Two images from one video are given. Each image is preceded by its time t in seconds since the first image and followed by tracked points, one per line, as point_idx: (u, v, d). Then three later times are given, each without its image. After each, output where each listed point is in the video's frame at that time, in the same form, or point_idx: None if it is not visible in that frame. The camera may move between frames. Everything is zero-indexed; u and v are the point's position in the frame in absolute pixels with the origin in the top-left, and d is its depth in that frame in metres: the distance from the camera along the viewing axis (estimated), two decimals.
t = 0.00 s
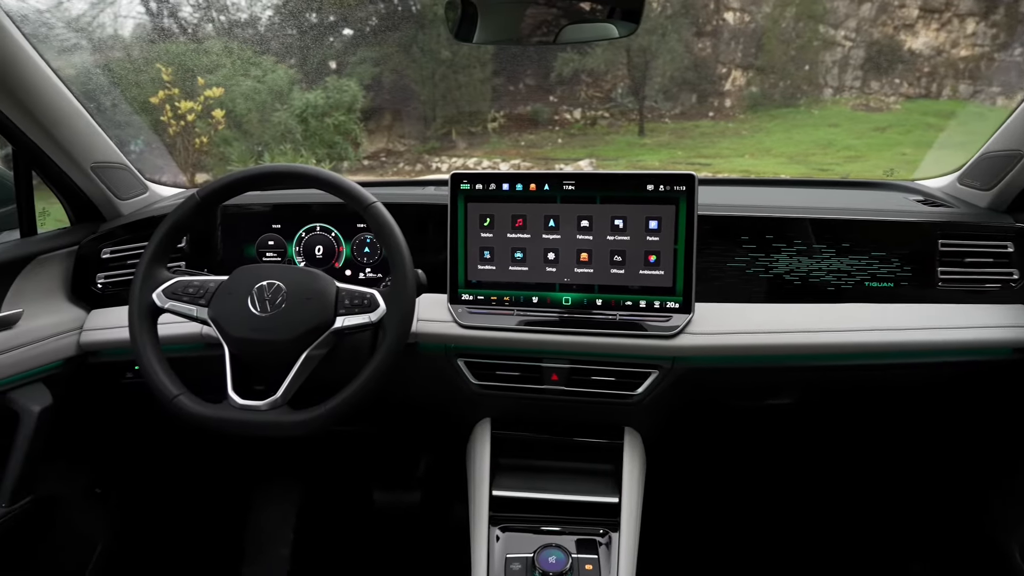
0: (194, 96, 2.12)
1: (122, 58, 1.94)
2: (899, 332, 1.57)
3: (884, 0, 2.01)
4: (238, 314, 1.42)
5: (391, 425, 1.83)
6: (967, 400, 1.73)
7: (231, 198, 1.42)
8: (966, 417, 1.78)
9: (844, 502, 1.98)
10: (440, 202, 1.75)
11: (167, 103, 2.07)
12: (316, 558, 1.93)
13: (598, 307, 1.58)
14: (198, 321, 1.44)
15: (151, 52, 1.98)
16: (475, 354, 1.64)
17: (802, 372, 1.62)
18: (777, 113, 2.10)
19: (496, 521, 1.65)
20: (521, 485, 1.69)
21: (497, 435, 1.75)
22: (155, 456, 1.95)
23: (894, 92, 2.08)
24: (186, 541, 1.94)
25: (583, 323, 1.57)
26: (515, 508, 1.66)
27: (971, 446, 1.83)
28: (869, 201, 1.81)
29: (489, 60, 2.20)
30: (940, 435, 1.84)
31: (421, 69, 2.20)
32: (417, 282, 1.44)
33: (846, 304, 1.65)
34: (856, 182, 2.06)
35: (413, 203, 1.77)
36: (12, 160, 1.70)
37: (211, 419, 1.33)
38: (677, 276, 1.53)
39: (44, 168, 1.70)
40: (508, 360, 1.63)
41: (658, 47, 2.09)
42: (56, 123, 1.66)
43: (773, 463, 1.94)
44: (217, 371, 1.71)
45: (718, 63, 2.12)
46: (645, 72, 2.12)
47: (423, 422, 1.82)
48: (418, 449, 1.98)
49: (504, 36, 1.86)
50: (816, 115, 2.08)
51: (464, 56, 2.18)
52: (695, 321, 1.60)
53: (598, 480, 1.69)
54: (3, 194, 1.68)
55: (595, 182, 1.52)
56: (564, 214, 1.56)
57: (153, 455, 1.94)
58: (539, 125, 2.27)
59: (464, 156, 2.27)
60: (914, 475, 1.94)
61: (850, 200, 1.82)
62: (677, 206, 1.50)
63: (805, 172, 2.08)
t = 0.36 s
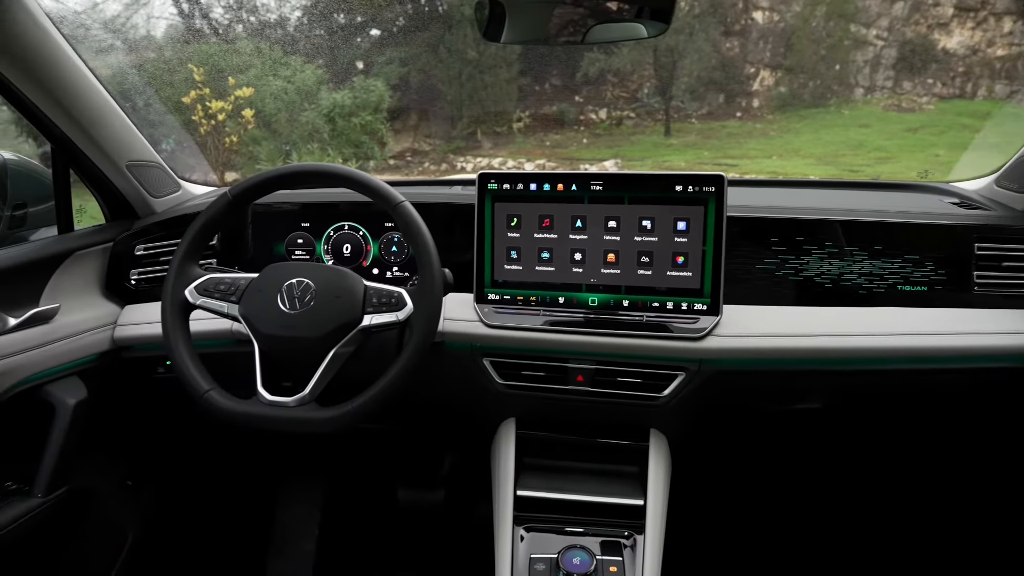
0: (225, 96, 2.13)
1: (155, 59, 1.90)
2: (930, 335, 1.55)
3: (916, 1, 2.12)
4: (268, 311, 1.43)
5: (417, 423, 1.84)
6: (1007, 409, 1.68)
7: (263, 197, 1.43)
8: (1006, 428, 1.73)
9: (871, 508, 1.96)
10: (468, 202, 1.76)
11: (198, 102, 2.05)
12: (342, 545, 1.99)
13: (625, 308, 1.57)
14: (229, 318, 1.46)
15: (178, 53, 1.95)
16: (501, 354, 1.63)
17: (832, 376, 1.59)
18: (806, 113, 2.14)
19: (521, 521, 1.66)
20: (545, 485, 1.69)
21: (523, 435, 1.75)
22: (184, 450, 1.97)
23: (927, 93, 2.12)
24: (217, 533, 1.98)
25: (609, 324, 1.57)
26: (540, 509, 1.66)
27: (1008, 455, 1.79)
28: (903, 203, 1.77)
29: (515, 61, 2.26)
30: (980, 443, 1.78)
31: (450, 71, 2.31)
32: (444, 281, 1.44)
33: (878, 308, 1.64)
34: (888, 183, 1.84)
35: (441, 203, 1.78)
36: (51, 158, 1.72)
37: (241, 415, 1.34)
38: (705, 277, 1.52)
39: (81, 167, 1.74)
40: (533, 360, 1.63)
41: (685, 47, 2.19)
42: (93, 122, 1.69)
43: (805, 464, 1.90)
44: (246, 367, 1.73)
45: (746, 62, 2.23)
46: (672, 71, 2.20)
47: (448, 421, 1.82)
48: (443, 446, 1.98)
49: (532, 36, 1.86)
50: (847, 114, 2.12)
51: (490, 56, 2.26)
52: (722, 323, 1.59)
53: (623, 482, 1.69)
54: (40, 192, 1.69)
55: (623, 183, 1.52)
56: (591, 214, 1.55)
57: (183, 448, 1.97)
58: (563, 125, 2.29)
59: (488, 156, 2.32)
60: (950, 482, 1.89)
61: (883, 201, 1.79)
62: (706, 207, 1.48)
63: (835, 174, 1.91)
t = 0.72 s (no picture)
0: (251, 96, 2.16)
1: (184, 59, 1.91)
2: (963, 341, 1.52)
3: None
4: (294, 309, 1.44)
5: (439, 422, 1.86)
6: None
7: (290, 196, 1.45)
8: None
9: (897, 514, 1.94)
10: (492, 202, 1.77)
11: (225, 102, 2.07)
12: (364, 539, 2.01)
13: (648, 309, 1.57)
14: (255, 315, 1.48)
15: (206, 54, 1.97)
16: (524, 353, 1.63)
17: (859, 380, 1.57)
18: (832, 113, 2.11)
19: (542, 521, 1.65)
20: (567, 486, 1.68)
21: (545, 434, 1.75)
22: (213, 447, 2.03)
23: (957, 93, 2.08)
24: (240, 527, 2.01)
25: (633, 325, 1.56)
26: (561, 509, 1.66)
27: None
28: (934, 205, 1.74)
29: (537, 61, 2.25)
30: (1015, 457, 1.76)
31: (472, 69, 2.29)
32: (467, 281, 1.45)
33: (907, 311, 1.61)
34: (916, 184, 1.80)
35: (465, 203, 1.79)
36: (84, 157, 1.76)
37: (267, 412, 1.36)
38: (730, 279, 1.50)
39: (113, 166, 1.78)
40: (556, 360, 1.62)
41: (710, 45, 2.15)
42: (125, 122, 1.72)
43: (828, 472, 1.89)
44: (272, 364, 1.75)
45: (772, 61, 2.21)
46: (695, 72, 2.16)
47: (471, 420, 1.83)
48: (464, 446, 2.02)
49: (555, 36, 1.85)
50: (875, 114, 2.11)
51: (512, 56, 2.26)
52: (747, 326, 1.57)
53: (646, 484, 1.68)
54: (72, 189, 1.73)
55: (648, 183, 1.51)
56: (615, 215, 1.55)
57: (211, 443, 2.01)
58: (585, 124, 2.32)
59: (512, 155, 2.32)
60: (983, 490, 1.85)
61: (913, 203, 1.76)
62: (732, 209, 1.47)
63: (861, 175, 1.87)
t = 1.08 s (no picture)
0: (276, 95, 2.19)
1: (211, 59, 1.95)
2: (995, 347, 1.49)
3: None
4: (318, 307, 1.46)
5: (460, 421, 1.86)
6: None
7: (316, 194, 1.46)
8: None
9: (926, 519, 1.91)
10: (516, 202, 1.77)
11: (251, 101, 2.11)
12: (384, 537, 2.03)
13: (672, 310, 1.55)
14: (280, 313, 1.49)
15: (234, 54, 2.01)
16: (545, 354, 1.63)
17: (886, 385, 1.54)
18: (859, 115, 2.03)
19: (563, 522, 1.65)
20: (588, 487, 1.68)
21: (565, 436, 1.75)
22: (237, 439, 2.02)
23: (988, 93, 1.98)
24: (263, 524, 2.03)
25: (656, 326, 1.55)
26: (582, 511, 1.65)
27: None
28: (964, 207, 1.71)
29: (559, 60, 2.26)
30: None
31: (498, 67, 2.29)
32: (490, 280, 1.45)
33: (935, 315, 1.59)
34: (944, 186, 1.80)
35: (488, 203, 1.80)
36: (113, 156, 1.79)
37: (293, 408, 1.37)
38: (755, 280, 1.49)
39: (143, 165, 1.80)
40: (578, 361, 1.62)
41: (733, 45, 2.14)
42: (154, 121, 1.74)
43: (853, 475, 1.86)
44: (296, 361, 1.77)
45: (796, 61, 2.18)
46: (720, 71, 2.17)
47: (492, 419, 1.83)
48: (484, 446, 2.03)
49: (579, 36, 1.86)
50: (903, 115, 2.04)
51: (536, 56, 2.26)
52: (771, 328, 1.56)
53: (668, 486, 1.68)
54: (102, 188, 1.77)
55: (672, 184, 1.50)
56: (639, 215, 1.54)
57: (234, 440, 2.03)
58: (607, 125, 2.25)
59: (533, 156, 2.20)
60: None
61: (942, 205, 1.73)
62: (758, 210, 1.46)
63: (887, 176, 1.87)
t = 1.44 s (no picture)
0: (298, 95, 2.21)
1: (235, 59, 1.98)
2: None
3: None
4: (340, 305, 1.47)
5: (480, 420, 1.87)
6: None
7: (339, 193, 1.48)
8: None
9: (955, 530, 1.87)
10: (537, 202, 1.78)
11: (274, 101, 2.15)
12: (402, 538, 2.03)
13: (694, 312, 1.54)
14: (302, 311, 1.50)
15: (258, 54, 2.04)
16: (566, 354, 1.63)
17: (912, 390, 1.52)
18: (884, 115, 1.92)
19: (582, 523, 1.65)
20: (608, 488, 1.67)
21: (585, 436, 1.75)
22: (262, 437, 2.06)
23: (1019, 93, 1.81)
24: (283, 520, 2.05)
25: (678, 327, 1.54)
26: (602, 512, 1.65)
27: None
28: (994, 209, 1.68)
29: (580, 59, 2.18)
30: None
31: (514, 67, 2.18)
32: (511, 280, 1.45)
33: (963, 319, 1.56)
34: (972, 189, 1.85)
35: (510, 203, 1.80)
36: (140, 155, 1.82)
37: (316, 406, 1.38)
38: (779, 282, 1.48)
39: (171, 165, 1.83)
40: (599, 361, 1.61)
41: (756, 45, 2.03)
42: (183, 119, 1.76)
43: (876, 481, 1.85)
44: (318, 359, 1.79)
45: (821, 61, 2.02)
46: (742, 72, 2.07)
47: (512, 419, 1.84)
48: (502, 445, 2.04)
49: (599, 36, 1.86)
50: (929, 117, 1.88)
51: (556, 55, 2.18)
52: (795, 330, 1.54)
53: (688, 488, 1.67)
54: (129, 185, 1.81)
55: (695, 184, 1.49)
56: (661, 216, 1.53)
57: (257, 435, 2.05)
58: (627, 125, 2.19)
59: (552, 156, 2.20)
60: None
61: (971, 208, 1.70)
62: (782, 211, 1.44)
63: (913, 177, 1.92)
